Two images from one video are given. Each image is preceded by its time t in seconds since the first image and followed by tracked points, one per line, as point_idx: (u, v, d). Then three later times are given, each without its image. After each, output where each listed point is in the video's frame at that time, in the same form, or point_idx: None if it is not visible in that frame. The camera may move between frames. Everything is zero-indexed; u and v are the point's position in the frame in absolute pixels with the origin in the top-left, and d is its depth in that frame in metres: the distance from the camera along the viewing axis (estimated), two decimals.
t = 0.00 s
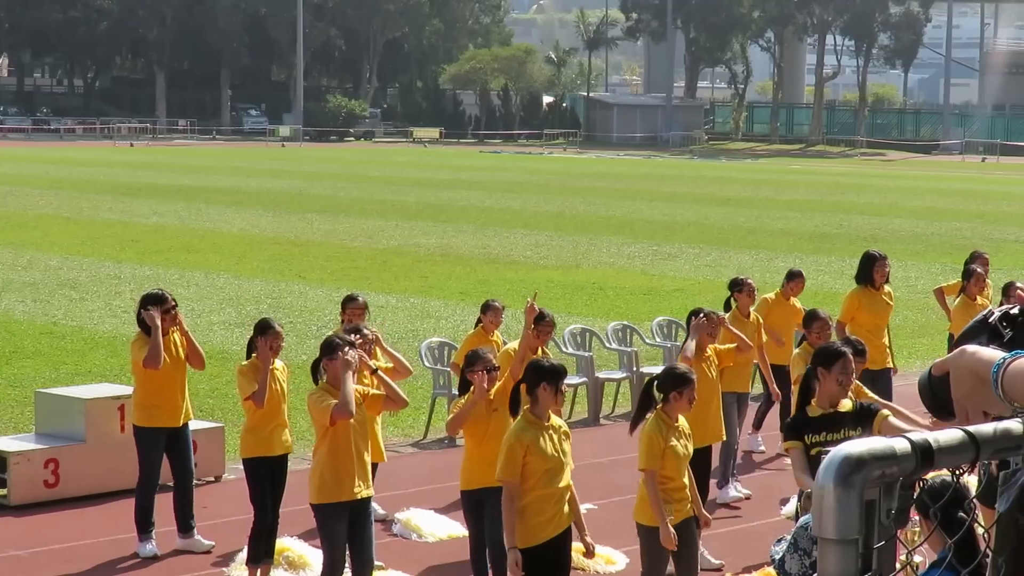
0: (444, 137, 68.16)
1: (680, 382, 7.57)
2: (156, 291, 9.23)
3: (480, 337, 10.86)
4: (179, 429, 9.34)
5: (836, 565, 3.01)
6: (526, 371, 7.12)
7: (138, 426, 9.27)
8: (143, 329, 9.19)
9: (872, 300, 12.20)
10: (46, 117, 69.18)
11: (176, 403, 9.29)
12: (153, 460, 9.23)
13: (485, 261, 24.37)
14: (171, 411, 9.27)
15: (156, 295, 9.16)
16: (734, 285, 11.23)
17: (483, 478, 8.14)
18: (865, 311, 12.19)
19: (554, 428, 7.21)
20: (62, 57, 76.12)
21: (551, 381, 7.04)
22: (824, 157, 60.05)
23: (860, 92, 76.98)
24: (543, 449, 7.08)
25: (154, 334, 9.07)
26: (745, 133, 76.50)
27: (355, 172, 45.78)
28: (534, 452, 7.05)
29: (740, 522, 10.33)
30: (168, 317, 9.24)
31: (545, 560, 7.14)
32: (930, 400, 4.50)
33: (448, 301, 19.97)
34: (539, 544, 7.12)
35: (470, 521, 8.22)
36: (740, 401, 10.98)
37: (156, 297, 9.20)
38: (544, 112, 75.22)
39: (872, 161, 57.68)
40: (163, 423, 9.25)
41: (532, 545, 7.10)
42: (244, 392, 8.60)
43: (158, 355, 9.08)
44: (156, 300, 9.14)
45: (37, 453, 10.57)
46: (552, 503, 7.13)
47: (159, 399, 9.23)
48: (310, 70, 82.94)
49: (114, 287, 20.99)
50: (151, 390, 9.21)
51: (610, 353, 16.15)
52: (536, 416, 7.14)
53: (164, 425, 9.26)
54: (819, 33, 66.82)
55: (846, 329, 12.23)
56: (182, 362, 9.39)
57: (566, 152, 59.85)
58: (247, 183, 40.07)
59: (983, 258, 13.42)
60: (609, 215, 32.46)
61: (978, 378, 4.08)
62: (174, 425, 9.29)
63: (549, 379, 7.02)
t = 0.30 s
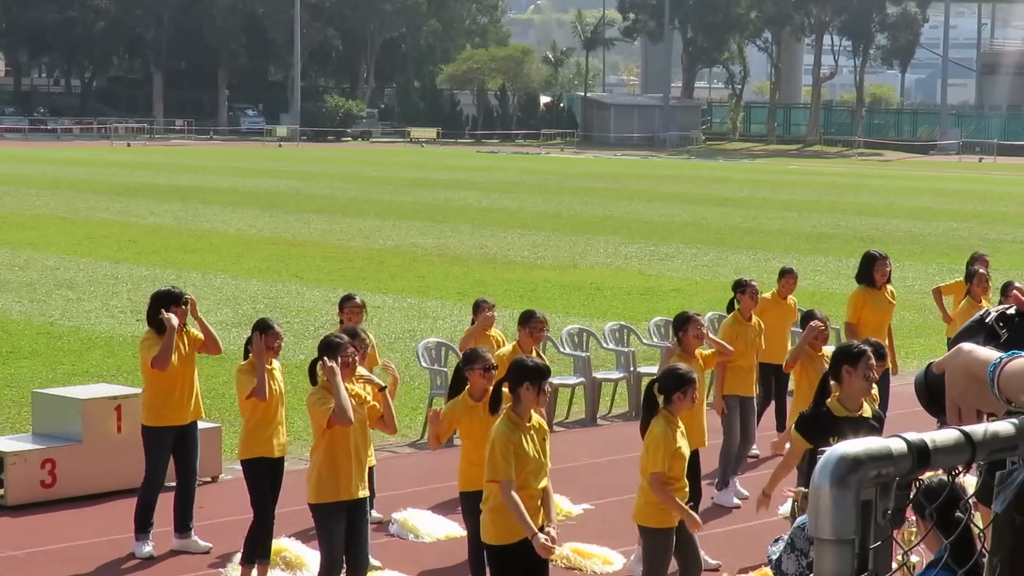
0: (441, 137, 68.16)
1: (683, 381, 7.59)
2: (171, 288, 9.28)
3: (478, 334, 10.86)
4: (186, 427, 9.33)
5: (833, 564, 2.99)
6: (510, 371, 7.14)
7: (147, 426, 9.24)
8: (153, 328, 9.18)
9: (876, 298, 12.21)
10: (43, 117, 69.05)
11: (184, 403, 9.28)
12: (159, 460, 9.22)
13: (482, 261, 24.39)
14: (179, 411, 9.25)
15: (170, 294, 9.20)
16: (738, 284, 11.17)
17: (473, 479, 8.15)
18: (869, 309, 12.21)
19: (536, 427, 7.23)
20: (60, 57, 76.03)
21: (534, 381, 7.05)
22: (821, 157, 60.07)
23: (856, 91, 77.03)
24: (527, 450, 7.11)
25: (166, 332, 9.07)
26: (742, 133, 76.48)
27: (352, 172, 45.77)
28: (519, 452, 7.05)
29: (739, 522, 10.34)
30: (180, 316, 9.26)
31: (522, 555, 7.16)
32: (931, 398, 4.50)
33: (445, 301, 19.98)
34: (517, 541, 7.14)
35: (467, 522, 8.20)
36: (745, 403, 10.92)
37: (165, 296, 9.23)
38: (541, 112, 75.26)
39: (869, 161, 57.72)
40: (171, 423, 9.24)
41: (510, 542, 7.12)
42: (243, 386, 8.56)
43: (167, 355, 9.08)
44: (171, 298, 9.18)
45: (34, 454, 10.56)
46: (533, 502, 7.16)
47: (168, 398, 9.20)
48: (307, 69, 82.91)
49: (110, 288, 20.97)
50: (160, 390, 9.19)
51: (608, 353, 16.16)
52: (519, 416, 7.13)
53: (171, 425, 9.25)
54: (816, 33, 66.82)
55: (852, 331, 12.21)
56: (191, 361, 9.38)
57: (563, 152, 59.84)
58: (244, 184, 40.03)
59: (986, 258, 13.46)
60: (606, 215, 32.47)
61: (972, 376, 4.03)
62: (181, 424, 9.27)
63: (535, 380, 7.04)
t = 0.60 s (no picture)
0: (437, 136, 68.16)
1: (690, 382, 7.75)
2: (181, 285, 9.29)
3: (477, 333, 10.94)
4: (191, 428, 9.35)
5: (826, 563, 2.93)
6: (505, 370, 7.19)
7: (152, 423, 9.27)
8: (166, 328, 9.26)
9: (870, 297, 12.27)
10: (38, 117, 68.86)
11: (191, 404, 9.31)
12: (165, 457, 9.24)
13: (477, 260, 24.41)
14: (186, 410, 9.27)
15: (180, 292, 9.21)
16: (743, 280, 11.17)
17: (469, 478, 8.23)
18: (862, 308, 12.26)
19: (531, 428, 7.28)
20: (55, 56, 75.90)
21: (530, 379, 7.11)
22: (816, 157, 60.12)
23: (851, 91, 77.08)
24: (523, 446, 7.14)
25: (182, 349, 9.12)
26: (736, 132, 76.42)
27: (348, 172, 45.79)
28: (517, 451, 7.09)
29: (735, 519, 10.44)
30: (189, 314, 9.27)
31: (516, 555, 7.21)
32: (922, 408, 4.21)
33: (441, 301, 19.99)
34: (512, 540, 7.18)
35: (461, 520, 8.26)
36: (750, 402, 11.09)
37: (172, 295, 9.25)
38: (537, 112, 75.19)
39: (864, 160, 57.76)
40: (178, 422, 9.27)
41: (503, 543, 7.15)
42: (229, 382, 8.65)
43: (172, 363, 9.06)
44: (181, 296, 9.20)
45: (29, 453, 10.58)
46: (527, 503, 7.20)
47: (173, 400, 9.24)
48: (302, 68, 82.85)
49: (106, 287, 20.98)
50: (168, 389, 9.22)
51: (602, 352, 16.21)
52: (514, 413, 7.16)
53: (176, 424, 9.27)
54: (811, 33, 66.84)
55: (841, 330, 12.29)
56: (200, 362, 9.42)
57: (559, 151, 59.84)
58: (240, 183, 40.01)
59: (976, 258, 13.63)
60: (601, 215, 32.48)
61: (966, 377, 3.82)
62: (188, 424, 9.30)
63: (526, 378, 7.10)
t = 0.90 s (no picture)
0: (431, 136, 68.21)
1: (697, 377, 8.04)
2: (184, 286, 9.31)
3: (469, 336, 10.93)
4: (184, 428, 9.32)
5: (820, 563, 2.80)
6: (514, 369, 7.29)
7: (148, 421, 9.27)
8: (166, 327, 9.28)
9: (854, 298, 12.30)
10: (33, 116, 68.85)
11: (187, 403, 9.30)
12: (161, 457, 9.22)
13: (472, 260, 24.41)
14: (183, 409, 9.29)
15: (182, 292, 9.23)
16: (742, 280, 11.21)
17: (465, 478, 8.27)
18: (845, 307, 12.30)
19: (542, 426, 7.37)
20: (50, 55, 75.86)
21: (540, 378, 7.22)
22: (809, 157, 60.22)
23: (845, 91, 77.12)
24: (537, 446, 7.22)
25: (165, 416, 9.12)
26: (731, 132, 76.45)
27: (343, 171, 45.77)
28: (529, 450, 7.16)
29: (730, 519, 10.46)
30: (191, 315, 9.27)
31: (525, 553, 7.32)
32: (911, 406, 3.80)
33: (435, 301, 19.97)
34: (522, 540, 7.29)
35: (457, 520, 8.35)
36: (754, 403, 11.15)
37: (175, 293, 9.27)
38: (532, 111, 75.21)
39: (858, 160, 57.80)
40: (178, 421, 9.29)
41: (516, 542, 7.25)
42: (203, 384, 8.60)
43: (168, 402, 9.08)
44: (183, 297, 9.21)
45: (24, 453, 10.58)
46: (539, 501, 7.28)
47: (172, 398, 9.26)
48: (296, 68, 82.89)
49: (100, 286, 20.99)
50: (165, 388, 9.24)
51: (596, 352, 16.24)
52: (525, 412, 7.25)
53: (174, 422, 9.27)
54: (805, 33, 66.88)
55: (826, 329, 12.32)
56: (197, 363, 9.40)
57: (553, 151, 59.89)
58: (234, 182, 40.04)
59: (963, 258, 13.80)
60: (595, 215, 32.48)
61: (960, 376, 3.44)
62: (185, 423, 9.32)
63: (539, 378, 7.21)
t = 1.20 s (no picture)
0: (425, 135, 68.20)
1: (694, 375, 8.07)
2: (176, 285, 9.29)
3: (463, 335, 10.92)
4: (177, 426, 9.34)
5: (812, 562, 2.80)
6: (521, 367, 7.43)
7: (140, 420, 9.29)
8: (157, 325, 9.27)
9: (840, 298, 12.34)
10: (26, 116, 68.73)
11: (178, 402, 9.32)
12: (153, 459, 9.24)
13: (466, 260, 24.41)
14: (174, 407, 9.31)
15: (174, 290, 9.22)
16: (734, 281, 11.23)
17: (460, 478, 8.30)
18: (832, 308, 12.33)
19: (549, 422, 7.49)
20: (43, 55, 75.72)
21: (546, 376, 7.36)
22: (803, 156, 60.27)
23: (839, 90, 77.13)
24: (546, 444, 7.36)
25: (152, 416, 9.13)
26: (724, 131, 76.42)
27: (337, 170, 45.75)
28: (536, 444, 7.30)
29: (725, 518, 10.46)
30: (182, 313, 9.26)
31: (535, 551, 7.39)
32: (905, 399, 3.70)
33: (429, 301, 19.95)
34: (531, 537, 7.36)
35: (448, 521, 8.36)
36: (746, 402, 11.15)
37: (167, 292, 9.26)
38: (526, 111, 75.18)
39: (852, 159, 57.82)
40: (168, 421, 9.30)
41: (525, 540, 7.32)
42: (191, 382, 8.64)
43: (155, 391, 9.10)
44: (175, 295, 9.18)
45: (17, 452, 10.57)
46: (547, 498, 7.35)
47: (164, 395, 9.26)
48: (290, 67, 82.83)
49: (94, 286, 21.01)
50: (157, 386, 9.24)
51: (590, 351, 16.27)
52: (533, 408, 7.40)
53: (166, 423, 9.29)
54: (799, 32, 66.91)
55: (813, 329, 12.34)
56: (190, 360, 9.43)
57: (547, 151, 59.88)
58: (228, 182, 40.02)
59: (951, 257, 13.92)
60: (589, 214, 32.48)
61: (948, 374, 3.32)
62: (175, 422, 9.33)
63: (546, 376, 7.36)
